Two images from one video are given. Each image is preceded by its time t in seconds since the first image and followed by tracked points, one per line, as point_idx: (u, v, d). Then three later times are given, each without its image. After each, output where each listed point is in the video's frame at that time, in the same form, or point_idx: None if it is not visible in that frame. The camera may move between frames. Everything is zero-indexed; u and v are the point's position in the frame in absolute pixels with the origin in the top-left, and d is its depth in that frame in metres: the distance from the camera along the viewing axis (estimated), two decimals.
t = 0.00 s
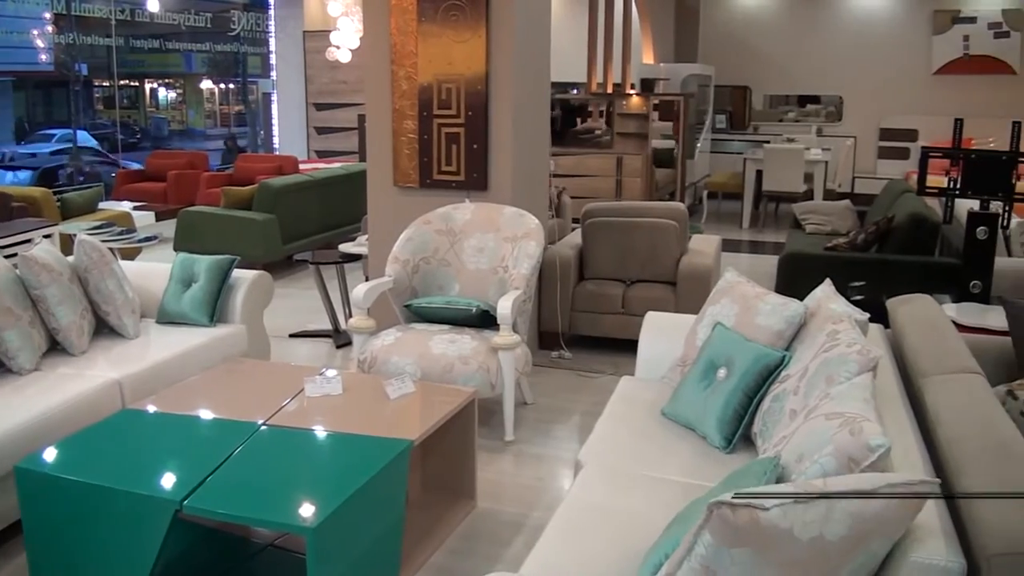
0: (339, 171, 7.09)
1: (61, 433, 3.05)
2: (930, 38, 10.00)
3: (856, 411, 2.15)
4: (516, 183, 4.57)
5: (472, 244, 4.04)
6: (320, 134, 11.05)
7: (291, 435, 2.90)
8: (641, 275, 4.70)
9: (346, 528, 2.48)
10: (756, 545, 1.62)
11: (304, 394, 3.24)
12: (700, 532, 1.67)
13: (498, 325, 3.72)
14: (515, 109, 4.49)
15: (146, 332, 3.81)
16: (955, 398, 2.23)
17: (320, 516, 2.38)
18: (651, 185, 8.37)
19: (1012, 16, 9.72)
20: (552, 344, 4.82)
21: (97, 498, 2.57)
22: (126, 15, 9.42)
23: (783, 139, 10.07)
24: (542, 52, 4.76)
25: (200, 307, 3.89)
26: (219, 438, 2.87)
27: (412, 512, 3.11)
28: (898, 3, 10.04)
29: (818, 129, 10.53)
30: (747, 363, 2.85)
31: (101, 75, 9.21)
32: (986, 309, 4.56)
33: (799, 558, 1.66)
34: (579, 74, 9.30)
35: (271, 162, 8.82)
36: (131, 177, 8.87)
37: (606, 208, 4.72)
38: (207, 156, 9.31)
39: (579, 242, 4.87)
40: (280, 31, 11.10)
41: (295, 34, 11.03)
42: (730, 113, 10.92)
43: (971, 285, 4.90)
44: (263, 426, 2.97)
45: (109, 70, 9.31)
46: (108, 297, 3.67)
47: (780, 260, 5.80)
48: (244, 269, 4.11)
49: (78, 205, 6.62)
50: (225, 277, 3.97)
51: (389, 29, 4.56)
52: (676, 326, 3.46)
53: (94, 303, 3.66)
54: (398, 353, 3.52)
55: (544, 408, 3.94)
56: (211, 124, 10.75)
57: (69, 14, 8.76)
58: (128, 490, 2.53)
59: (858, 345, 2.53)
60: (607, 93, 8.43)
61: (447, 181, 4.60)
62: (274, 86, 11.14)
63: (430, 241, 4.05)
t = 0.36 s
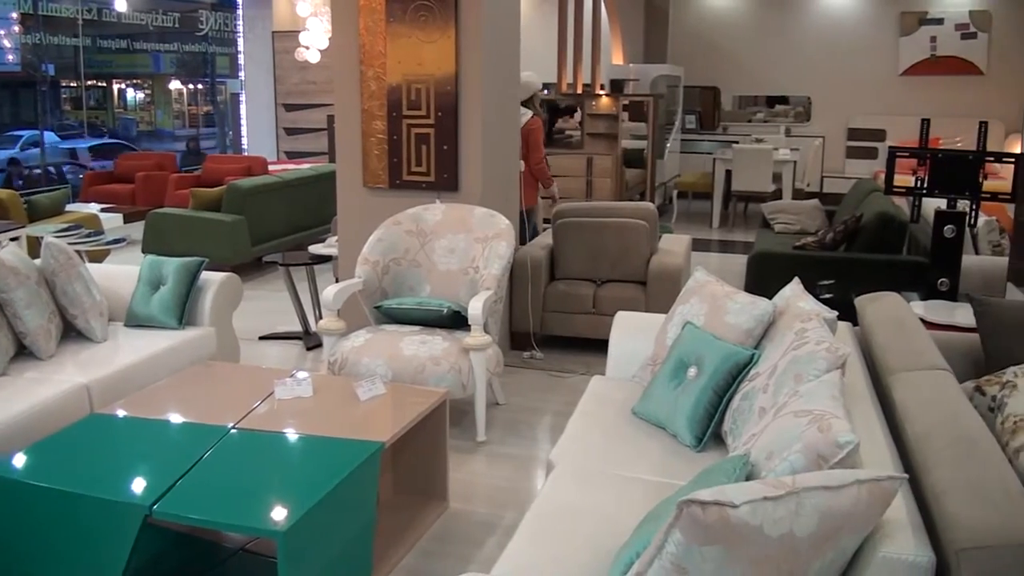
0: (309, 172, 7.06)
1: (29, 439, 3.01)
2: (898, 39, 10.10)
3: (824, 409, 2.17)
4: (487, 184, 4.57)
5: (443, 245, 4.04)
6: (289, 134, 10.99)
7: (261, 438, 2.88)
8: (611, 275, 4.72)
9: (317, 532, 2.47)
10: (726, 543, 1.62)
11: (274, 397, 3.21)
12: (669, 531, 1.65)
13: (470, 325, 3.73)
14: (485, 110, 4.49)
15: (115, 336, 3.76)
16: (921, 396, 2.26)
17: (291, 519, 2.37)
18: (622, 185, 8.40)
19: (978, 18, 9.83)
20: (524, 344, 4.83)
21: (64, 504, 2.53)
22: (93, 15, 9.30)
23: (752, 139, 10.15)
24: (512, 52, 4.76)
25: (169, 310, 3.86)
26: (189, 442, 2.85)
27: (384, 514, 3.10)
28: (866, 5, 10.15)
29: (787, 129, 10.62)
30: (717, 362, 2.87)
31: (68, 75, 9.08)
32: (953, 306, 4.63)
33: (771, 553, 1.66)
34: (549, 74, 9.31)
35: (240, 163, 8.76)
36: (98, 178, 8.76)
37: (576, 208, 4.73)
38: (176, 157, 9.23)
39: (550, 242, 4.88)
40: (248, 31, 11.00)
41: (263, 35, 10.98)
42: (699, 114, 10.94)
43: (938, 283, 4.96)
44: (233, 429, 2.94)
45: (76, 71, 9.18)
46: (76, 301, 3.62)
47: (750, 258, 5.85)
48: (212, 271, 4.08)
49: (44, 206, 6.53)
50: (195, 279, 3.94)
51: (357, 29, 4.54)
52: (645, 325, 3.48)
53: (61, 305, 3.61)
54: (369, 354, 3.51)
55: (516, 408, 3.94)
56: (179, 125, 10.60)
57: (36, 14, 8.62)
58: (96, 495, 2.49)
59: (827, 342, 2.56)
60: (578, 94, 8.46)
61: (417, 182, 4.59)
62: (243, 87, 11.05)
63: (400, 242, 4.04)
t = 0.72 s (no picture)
0: (288, 172, 7.05)
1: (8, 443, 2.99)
2: (875, 41, 10.15)
3: (804, 407, 2.18)
4: (467, 185, 4.57)
5: (423, 246, 4.04)
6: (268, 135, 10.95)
7: (242, 440, 2.86)
8: (591, 275, 4.74)
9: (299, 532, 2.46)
10: (705, 542, 1.63)
11: (254, 399, 3.20)
12: (649, 530, 1.66)
13: (450, 326, 3.74)
14: (465, 110, 4.49)
15: (93, 339, 3.73)
16: (899, 393, 2.29)
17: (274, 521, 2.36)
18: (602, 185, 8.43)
19: (956, 19, 9.83)
20: (505, 345, 4.84)
21: (44, 508, 2.50)
22: (70, 14, 9.24)
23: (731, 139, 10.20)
24: (491, 53, 4.77)
25: (148, 312, 3.84)
26: (169, 445, 2.82)
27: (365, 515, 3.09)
28: (843, 7, 10.23)
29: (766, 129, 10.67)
30: (697, 361, 2.89)
31: (46, 76, 9.02)
32: (932, 305, 4.66)
33: (748, 550, 1.66)
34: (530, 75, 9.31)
35: (219, 164, 8.73)
36: (76, 180, 8.70)
37: (556, 209, 4.72)
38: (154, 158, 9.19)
39: (530, 243, 4.89)
40: (227, 31, 10.92)
41: (241, 35, 10.93)
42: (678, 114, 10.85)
43: (916, 282, 5.00)
44: (213, 432, 2.92)
45: (54, 70, 9.11)
46: (55, 303, 3.60)
47: (729, 258, 5.89)
48: (191, 274, 4.06)
49: (23, 207, 6.47)
50: (174, 281, 3.92)
51: (336, 29, 4.53)
52: (626, 325, 3.49)
53: (40, 308, 3.58)
54: (349, 356, 3.51)
55: (498, 409, 3.94)
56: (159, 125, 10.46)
57: (13, 14, 8.56)
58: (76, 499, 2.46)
59: (805, 342, 2.58)
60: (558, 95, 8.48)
61: (396, 183, 4.59)
62: (222, 87, 10.97)
63: (380, 243, 4.04)
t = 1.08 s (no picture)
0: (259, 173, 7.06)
1: None
2: (846, 41, 10.27)
3: (774, 405, 2.21)
4: (438, 186, 4.58)
5: (394, 247, 4.05)
6: (239, 137, 11.00)
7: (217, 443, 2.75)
8: (563, 276, 4.80)
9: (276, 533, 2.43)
10: (674, 541, 1.73)
11: (225, 402, 3.16)
12: (620, 532, 1.77)
13: (423, 327, 3.74)
14: (436, 111, 4.50)
15: (62, 344, 3.69)
16: (867, 391, 2.33)
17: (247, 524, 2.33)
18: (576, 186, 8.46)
19: (925, 20, 9.91)
20: (477, 345, 4.84)
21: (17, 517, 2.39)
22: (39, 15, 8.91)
23: (701, 140, 10.28)
24: (461, 53, 4.79)
25: (117, 315, 3.85)
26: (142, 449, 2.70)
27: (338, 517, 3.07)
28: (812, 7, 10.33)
29: (736, 130, 10.76)
30: (668, 361, 2.90)
31: (14, 77, 8.78)
32: (900, 303, 4.72)
33: (719, 544, 1.74)
34: (502, 76, 9.30)
35: (189, 166, 8.67)
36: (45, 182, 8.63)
37: (527, 210, 4.75)
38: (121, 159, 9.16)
39: (502, 244, 4.93)
40: (195, 31, 10.72)
41: (210, 35, 10.84)
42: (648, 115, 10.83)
43: (886, 280, 5.07)
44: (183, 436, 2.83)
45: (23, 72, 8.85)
46: (23, 308, 3.59)
47: (701, 259, 5.94)
48: (160, 276, 4.05)
49: None
50: (143, 284, 3.92)
51: (306, 29, 4.51)
52: (598, 326, 3.54)
53: (7, 312, 3.56)
54: (321, 357, 3.51)
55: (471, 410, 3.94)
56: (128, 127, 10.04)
57: None
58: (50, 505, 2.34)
59: (775, 341, 2.59)
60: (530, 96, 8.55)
61: (368, 184, 4.58)
62: (192, 88, 10.85)
63: (351, 245, 4.04)
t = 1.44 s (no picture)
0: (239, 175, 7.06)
1: None
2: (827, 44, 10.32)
3: (756, 405, 2.20)
4: (419, 187, 4.61)
5: (375, 248, 4.07)
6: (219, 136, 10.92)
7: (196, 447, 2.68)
8: (546, 276, 4.93)
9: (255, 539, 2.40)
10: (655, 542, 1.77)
11: (204, 405, 3.12)
12: (602, 532, 1.78)
13: (405, 329, 3.75)
14: (416, 113, 4.54)
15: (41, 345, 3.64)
16: (849, 389, 2.35)
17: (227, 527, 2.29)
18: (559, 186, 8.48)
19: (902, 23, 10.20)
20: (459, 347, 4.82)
21: None
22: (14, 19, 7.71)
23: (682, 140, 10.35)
24: (442, 55, 4.82)
25: (95, 318, 3.86)
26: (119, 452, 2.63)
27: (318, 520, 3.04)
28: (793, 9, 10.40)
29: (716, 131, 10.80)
30: (651, 361, 2.90)
31: None
32: (880, 302, 4.76)
33: (705, 542, 1.75)
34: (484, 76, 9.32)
35: (169, 166, 8.62)
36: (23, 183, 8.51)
37: (509, 211, 4.93)
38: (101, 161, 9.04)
39: (483, 246, 5.02)
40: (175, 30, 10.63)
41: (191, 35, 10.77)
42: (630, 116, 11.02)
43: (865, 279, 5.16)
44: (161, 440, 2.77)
45: None
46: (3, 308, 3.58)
47: (681, 259, 5.97)
48: (140, 278, 4.24)
49: None
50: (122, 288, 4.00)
51: (285, 29, 4.49)
52: (578, 327, 3.61)
53: None
54: (302, 359, 3.50)
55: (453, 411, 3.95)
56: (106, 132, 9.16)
57: None
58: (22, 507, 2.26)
59: (755, 340, 2.64)
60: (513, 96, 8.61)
61: (348, 185, 4.59)
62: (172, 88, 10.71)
63: (331, 246, 4.06)
